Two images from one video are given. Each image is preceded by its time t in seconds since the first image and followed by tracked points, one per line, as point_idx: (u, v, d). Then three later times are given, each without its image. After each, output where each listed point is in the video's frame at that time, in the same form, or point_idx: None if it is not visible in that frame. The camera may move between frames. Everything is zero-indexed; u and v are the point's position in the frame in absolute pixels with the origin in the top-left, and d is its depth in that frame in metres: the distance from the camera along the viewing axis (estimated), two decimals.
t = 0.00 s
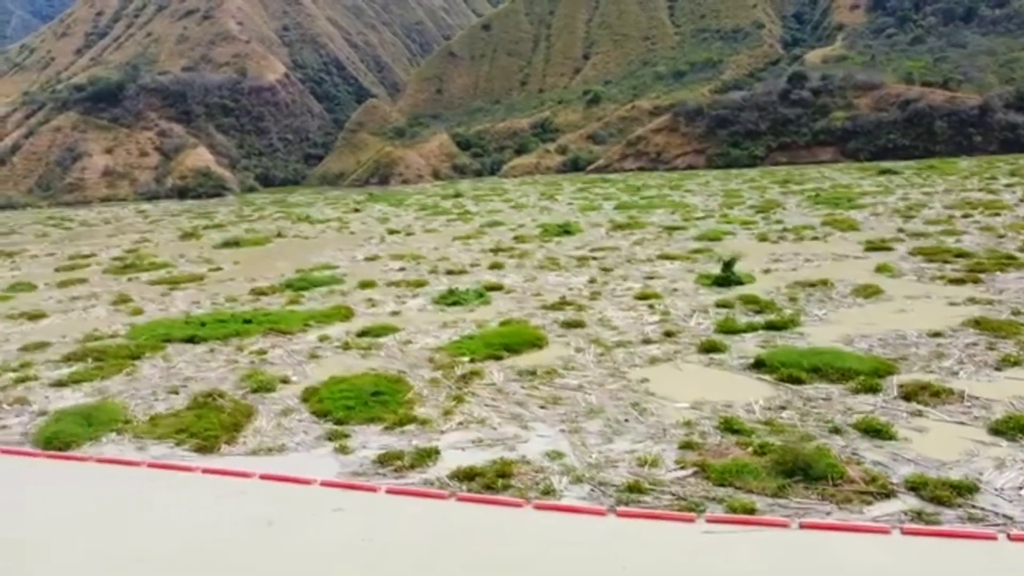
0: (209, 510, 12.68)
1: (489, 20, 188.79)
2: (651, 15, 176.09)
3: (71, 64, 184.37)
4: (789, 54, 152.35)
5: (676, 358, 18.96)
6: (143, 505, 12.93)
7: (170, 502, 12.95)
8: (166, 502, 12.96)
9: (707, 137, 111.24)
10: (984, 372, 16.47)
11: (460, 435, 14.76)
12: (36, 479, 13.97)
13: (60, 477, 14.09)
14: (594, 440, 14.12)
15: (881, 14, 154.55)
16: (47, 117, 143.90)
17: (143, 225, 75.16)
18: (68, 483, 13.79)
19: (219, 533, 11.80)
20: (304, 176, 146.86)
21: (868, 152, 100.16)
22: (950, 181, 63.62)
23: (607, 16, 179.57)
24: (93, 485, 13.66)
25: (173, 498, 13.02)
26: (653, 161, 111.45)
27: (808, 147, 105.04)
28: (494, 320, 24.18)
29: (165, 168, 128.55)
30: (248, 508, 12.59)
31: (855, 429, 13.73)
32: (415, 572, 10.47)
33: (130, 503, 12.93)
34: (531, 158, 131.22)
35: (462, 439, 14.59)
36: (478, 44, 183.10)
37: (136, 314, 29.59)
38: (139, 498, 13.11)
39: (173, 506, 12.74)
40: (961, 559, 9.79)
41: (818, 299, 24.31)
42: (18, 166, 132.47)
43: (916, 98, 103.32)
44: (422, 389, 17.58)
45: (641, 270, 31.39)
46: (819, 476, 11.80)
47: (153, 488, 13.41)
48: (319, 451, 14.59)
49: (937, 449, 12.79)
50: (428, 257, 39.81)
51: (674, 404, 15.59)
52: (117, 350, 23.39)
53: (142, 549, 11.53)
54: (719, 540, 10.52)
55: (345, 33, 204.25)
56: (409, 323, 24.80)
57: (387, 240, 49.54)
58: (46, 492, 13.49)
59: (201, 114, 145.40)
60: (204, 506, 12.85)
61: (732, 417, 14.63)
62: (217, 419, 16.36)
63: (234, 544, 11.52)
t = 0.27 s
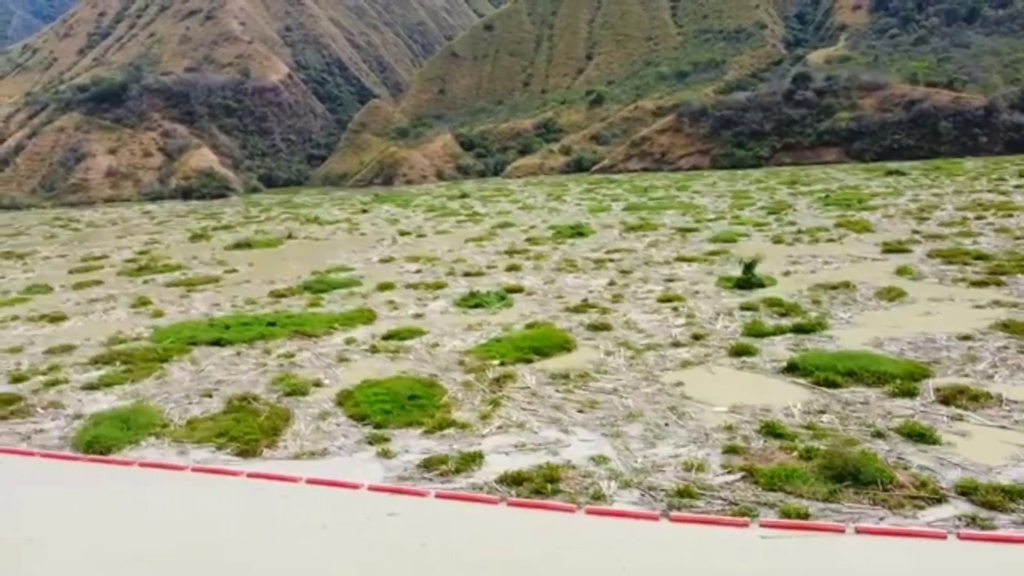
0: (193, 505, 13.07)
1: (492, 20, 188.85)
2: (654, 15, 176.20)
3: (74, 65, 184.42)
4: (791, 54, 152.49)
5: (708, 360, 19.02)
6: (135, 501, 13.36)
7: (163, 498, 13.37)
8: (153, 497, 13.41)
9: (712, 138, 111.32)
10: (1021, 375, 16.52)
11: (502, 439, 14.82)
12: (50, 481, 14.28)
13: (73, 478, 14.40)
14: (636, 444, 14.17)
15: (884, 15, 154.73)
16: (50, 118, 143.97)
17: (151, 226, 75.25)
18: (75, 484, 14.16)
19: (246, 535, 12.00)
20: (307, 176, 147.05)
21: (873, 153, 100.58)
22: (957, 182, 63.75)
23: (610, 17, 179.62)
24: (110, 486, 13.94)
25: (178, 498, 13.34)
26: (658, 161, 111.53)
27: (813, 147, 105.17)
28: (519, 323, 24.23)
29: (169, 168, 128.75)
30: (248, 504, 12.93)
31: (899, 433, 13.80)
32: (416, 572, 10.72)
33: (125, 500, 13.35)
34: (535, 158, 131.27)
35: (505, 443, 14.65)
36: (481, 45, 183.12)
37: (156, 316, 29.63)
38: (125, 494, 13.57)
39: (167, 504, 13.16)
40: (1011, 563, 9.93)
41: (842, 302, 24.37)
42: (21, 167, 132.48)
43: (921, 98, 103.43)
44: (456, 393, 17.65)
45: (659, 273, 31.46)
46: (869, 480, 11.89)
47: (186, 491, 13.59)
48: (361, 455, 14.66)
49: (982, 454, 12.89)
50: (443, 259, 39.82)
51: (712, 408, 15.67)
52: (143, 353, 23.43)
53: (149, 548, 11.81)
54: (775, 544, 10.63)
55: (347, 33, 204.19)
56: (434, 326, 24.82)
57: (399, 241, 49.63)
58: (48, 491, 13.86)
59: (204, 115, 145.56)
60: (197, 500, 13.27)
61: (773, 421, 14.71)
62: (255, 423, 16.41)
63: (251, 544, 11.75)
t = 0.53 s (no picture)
0: (191, 503, 13.73)
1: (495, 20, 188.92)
2: (656, 16, 176.27)
3: (76, 66, 184.37)
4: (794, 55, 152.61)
5: (740, 364, 19.11)
6: (134, 500, 14.01)
7: (169, 500, 13.81)
8: (149, 496, 14.06)
9: (717, 138, 111.36)
10: None
11: (543, 443, 14.88)
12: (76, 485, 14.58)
13: (98, 482, 14.70)
14: (679, 448, 14.23)
15: (887, 15, 154.77)
16: (54, 118, 143.93)
17: (158, 228, 75.29)
18: (97, 488, 14.49)
19: (280, 541, 12.20)
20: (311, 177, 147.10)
21: (878, 153, 100.90)
22: (966, 183, 63.86)
23: (612, 17, 179.62)
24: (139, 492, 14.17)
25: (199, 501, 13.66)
26: (663, 162, 111.55)
27: (818, 147, 105.25)
28: (543, 326, 24.31)
29: (173, 169, 128.78)
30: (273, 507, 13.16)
31: (941, 437, 13.88)
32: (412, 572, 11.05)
33: (120, 500, 14.00)
34: (539, 159, 131.36)
35: (547, 447, 14.73)
36: (483, 45, 183.17)
37: (177, 319, 29.67)
38: (124, 492, 14.24)
39: (174, 506, 13.59)
40: None
41: (866, 305, 24.45)
42: (25, 168, 132.58)
43: (926, 99, 103.53)
44: (491, 396, 17.72)
45: (678, 274, 31.52)
46: (918, 484, 11.99)
47: (224, 496, 13.80)
48: (403, 459, 14.73)
49: None
50: (458, 261, 39.87)
51: (750, 412, 15.74)
52: (169, 356, 23.48)
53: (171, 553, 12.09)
54: (830, 548, 10.72)
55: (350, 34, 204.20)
56: (458, 328, 24.87)
57: (411, 242, 49.67)
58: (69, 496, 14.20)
59: (207, 116, 145.60)
60: (202, 499, 13.84)
61: (814, 425, 14.77)
62: (292, 427, 16.49)
63: (279, 548, 12.00)
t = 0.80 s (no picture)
0: (208, 504, 13.65)
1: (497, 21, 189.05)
2: (659, 16, 176.31)
3: (79, 66, 184.39)
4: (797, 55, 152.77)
5: (770, 368, 19.19)
6: (139, 500, 13.97)
7: (175, 500, 13.82)
8: (156, 496, 14.00)
9: (721, 139, 111.49)
10: None
11: (584, 448, 14.95)
12: (112, 487, 14.65)
13: (135, 485, 14.74)
14: (721, 453, 14.32)
15: (889, 16, 154.92)
16: (57, 119, 143.99)
17: (167, 229, 75.38)
18: (133, 489, 14.58)
19: (322, 541, 12.22)
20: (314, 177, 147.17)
21: (883, 154, 100.93)
22: (973, 184, 64.01)
23: (615, 18, 179.72)
24: (175, 493, 14.24)
25: (235, 499, 13.74)
26: (667, 162, 111.66)
27: (822, 148, 105.35)
28: (568, 329, 24.36)
29: (176, 169, 128.85)
30: (307, 510, 13.20)
31: (982, 440, 13.98)
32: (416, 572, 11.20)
33: (131, 501, 13.92)
34: (543, 159, 131.49)
35: (588, 452, 14.79)
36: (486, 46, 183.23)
37: (198, 322, 29.72)
38: (142, 492, 14.25)
39: (181, 506, 13.57)
40: None
41: (889, 307, 24.54)
42: (28, 168, 132.66)
43: (930, 100, 103.67)
44: (526, 401, 17.78)
45: (697, 276, 31.60)
46: (965, 489, 12.09)
47: (266, 497, 13.83)
48: (445, 463, 14.78)
49: None
50: (472, 262, 39.94)
51: (788, 416, 15.82)
52: (195, 359, 23.53)
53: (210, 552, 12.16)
54: (885, 553, 10.80)
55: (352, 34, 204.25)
56: (482, 331, 24.92)
57: (423, 244, 49.75)
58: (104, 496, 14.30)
59: (211, 116, 145.71)
60: (225, 500, 13.80)
61: (853, 429, 14.88)
62: (330, 431, 16.54)
63: (319, 547, 12.07)
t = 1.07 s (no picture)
0: (242, 509, 13.94)
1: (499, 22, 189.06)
2: (661, 17, 176.30)
3: (81, 67, 184.33)
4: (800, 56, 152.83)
5: (801, 372, 19.23)
6: (158, 504, 14.44)
7: (192, 506, 14.19)
8: (183, 502, 14.39)
9: (725, 140, 111.52)
10: None
11: (624, 452, 15.00)
12: (153, 492, 14.78)
13: (175, 490, 14.86)
14: (763, 457, 14.38)
15: (892, 16, 154.99)
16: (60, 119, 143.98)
17: (173, 230, 75.31)
18: (173, 495, 14.70)
19: (368, 550, 12.33)
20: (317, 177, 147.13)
21: (887, 155, 100.88)
22: (981, 186, 64.01)
23: (617, 18, 179.76)
24: (217, 499, 14.35)
25: (271, 506, 13.95)
26: (671, 163, 111.65)
27: (827, 149, 105.36)
28: (593, 332, 24.39)
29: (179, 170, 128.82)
30: (346, 515, 13.39)
31: None
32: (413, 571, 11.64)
33: (161, 507, 14.20)
34: (546, 160, 131.46)
35: (629, 456, 14.86)
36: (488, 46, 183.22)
37: (218, 324, 29.81)
38: (175, 498, 14.49)
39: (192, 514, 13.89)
40: None
41: (913, 311, 24.58)
42: (32, 168, 132.55)
43: (935, 100, 103.77)
44: (560, 404, 17.83)
45: (716, 279, 31.63)
46: (1013, 495, 12.18)
47: (305, 503, 13.98)
48: (486, 467, 14.84)
49: None
50: (487, 264, 39.96)
51: (825, 420, 15.90)
52: (221, 362, 23.61)
53: (255, 562, 12.28)
54: (937, 559, 10.87)
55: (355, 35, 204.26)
56: (507, 334, 24.95)
57: (435, 246, 49.75)
58: (145, 502, 14.44)
59: (213, 117, 145.72)
60: (260, 505, 14.04)
61: (892, 433, 14.95)
62: (367, 435, 16.59)
63: (367, 555, 12.18)
